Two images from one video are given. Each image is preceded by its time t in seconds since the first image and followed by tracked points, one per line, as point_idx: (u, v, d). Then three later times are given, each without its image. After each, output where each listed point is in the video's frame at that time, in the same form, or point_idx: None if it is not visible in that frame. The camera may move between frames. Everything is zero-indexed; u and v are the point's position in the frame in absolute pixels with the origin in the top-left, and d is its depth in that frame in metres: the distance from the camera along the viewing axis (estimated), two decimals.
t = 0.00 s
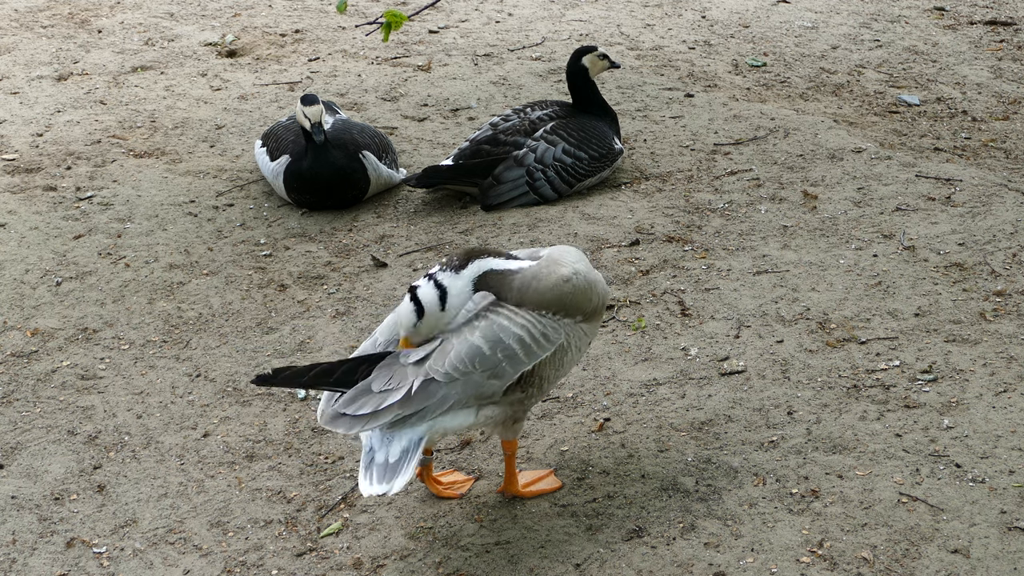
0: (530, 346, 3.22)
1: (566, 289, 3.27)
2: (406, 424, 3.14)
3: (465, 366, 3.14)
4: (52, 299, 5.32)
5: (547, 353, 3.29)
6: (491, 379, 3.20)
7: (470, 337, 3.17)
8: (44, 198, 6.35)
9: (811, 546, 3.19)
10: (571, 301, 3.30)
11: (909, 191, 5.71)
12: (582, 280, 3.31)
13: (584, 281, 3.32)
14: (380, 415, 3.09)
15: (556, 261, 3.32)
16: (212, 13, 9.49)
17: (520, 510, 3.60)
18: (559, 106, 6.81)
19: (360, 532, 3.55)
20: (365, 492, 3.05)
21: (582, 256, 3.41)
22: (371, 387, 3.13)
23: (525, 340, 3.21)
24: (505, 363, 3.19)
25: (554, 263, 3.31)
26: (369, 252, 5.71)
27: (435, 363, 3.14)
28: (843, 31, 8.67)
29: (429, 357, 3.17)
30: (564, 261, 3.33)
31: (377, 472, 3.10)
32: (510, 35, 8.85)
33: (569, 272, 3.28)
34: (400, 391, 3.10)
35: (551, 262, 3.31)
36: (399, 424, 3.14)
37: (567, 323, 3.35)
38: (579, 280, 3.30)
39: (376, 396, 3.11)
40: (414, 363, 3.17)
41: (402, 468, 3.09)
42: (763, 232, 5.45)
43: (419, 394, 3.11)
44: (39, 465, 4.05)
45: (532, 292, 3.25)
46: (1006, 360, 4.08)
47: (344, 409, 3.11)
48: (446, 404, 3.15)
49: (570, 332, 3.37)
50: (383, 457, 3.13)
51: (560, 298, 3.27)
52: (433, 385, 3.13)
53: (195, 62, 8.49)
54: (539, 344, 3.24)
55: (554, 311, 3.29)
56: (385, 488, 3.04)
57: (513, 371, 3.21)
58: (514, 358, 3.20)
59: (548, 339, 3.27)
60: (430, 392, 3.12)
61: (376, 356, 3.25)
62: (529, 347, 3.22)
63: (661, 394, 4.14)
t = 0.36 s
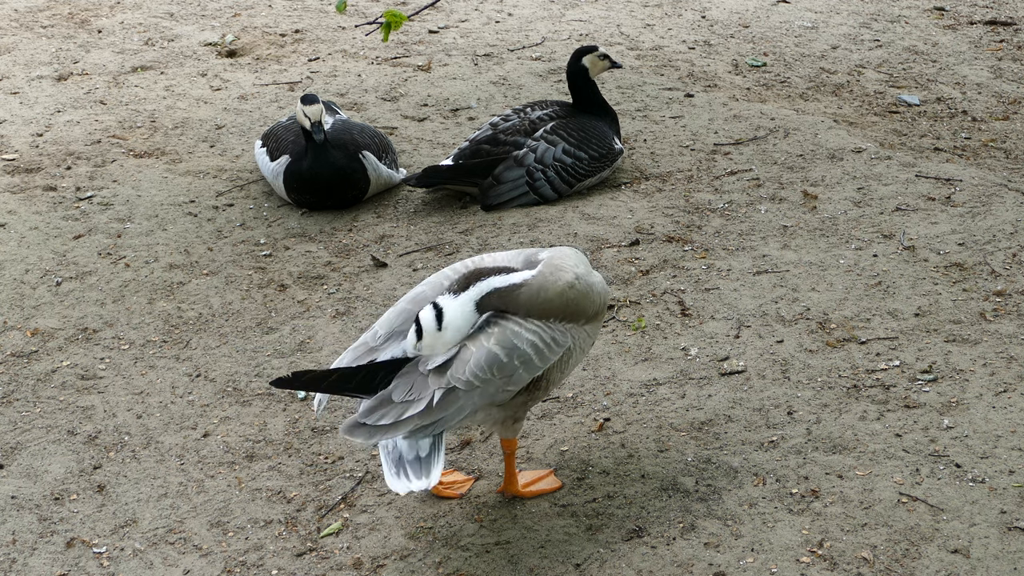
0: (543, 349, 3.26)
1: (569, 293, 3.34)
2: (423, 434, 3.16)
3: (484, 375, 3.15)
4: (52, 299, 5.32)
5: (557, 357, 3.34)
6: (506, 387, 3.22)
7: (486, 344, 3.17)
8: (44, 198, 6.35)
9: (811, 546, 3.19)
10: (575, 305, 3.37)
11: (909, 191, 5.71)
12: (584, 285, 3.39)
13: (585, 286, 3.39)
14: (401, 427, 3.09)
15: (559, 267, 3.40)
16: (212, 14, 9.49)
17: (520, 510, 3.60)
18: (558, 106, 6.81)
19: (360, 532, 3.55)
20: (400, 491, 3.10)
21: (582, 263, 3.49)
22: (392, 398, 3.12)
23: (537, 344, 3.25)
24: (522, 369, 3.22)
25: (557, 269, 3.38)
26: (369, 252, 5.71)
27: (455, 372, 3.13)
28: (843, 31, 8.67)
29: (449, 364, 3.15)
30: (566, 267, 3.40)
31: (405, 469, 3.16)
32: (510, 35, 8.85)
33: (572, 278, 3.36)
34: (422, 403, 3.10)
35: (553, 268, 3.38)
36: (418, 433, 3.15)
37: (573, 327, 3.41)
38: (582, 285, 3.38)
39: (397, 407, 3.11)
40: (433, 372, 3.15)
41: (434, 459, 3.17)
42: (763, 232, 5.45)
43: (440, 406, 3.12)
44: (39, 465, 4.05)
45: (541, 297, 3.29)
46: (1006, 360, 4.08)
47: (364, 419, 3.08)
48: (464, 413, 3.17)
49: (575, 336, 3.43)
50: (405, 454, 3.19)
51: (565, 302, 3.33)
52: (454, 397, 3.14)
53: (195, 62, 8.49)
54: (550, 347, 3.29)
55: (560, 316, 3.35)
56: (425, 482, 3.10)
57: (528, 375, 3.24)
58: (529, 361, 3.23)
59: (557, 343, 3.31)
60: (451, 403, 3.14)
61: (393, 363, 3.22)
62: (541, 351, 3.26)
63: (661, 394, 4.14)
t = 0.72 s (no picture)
0: (550, 354, 3.31)
1: (578, 299, 3.38)
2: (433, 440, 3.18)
3: (496, 384, 3.19)
4: (52, 299, 5.32)
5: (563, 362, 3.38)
6: (516, 394, 3.26)
7: (498, 352, 3.22)
8: (44, 199, 6.35)
9: (811, 546, 3.19)
10: (582, 310, 3.41)
11: (909, 191, 5.71)
12: (591, 290, 3.44)
13: (592, 292, 3.44)
14: (413, 436, 3.11)
15: (567, 271, 3.44)
16: (212, 13, 9.49)
17: (520, 510, 3.60)
18: (559, 106, 6.81)
19: (360, 532, 3.55)
20: (413, 485, 3.17)
21: (587, 267, 3.54)
22: (405, 407, 3.12)
23: (546, 350, 3.29)
24: (530, 376, 3.26)
25: (565, 274, 3.42)
26: (369, 252, 5.71)
27: (467, 381, 3.16)
28: (843, 31, 8.67)
29: (461, 374, 3.18)
30: (574, 272, 3.44)
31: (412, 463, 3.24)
32: (510, 35, 8.85)
33: (580, 284, 3.40)
34: (434, 412, 3.12)
35: (563, 273, 3.41)
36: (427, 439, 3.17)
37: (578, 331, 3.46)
38: (590, 291, 3.43)
39: (410, 416, 3.11)
40: (445, 382, 3.17)
41: (440, 452, 3.28)
42: (763, 232, 5.45)
43: (452, 415, 3.15)
44: (39, 465, 4.05)
45: (551, 304, 3.33)
46: (1006, 360, 4.08)
47: (377, 429, 3.08)
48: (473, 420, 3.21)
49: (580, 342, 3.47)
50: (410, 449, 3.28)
51: (573, 307, 3.37)
52: (465, 405, 3.17)
53: (195, 62, 8.49)
54: (556, 352, 3.33)
55: (567, 321, 3.39)
56: (435, 471, 3.21)
57: (536, 381, 3.28)
58: (538, 368, 3.27)
59: (562, 348, 3.36)
60: (463, 412, 3.17)
61: (402, 370, 3.21)
62: (549, 356, 3.30)
63: (661, 394, 4.14)
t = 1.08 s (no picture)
0: (556, 359, 3.34)
1: (583, 305, 3.40)
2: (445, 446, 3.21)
3: (508, 392, 3.22)
4: (52, 299, 5.32)
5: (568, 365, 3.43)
6: (525, 399, 3.30)
7: (508, 360, 3.24)
8: (44, 198, 6.35)
9: (811, 546, 3.19)
10: (586, 315, 3.44)
11: (909, 191, 5.71)
12: (594, 295, 3.46)
13: (595, 296, 3.46)
14: (429, 446, 3.12)
15: (571, 276, 3.45)
16: (212, 13, 9.49)
17: (520, 510, 3.61)
18: (559, 106, 6.80)
19: (360, 532, 3.55)
20: (435, 490, 3.53)
21: (589, 270, 3.56)
22: (422, 418, 3.11)
23: (553, 356, 3.33)
24: (540, 381, 3.31)
25: (569, 279, 3.43)
26: (369, 252, 5.71)
27: (481, 390, 3.17)
28: (843, 31, 8.67)
29: (475, 382, 3.19)
30: (578, 277, 3.45)
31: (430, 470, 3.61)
32: (510, 35, 8.85)
33: (584, 289, 3.42)
34: (451, 423, 3.14)
35: (567, 278, 3.42)
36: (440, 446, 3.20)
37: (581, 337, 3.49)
38: (593, 296, 3.46)
39: (426, 427, 3.11)
40: (461, 392, 3.17)
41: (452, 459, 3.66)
42: (763, 232, 5.45)
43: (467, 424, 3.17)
44: (39, 465, 4.05)
45: (558, 311, 3.33)
46: (1006, 360, 4.08)
47: (395, 441, 3.07)
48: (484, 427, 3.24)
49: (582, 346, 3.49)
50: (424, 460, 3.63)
51: (577, 312, 3.39)
52: (479, 413, 3.20)
53: (195, 62, 8.49)
54: (561, 357, 3.37)
55: (572, 327, 3.42)
56: (452, 474, 3.61)
57: (544, 385, 3.33)
58: (546, 373, 3.32)
59: (567, 352, 3.40)
60: (477, 420, 3.20)
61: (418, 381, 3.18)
62: (556, 361, 3.34)
63: (662, 394, 4.14)
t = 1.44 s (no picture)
0: (562, 361, 3.37)
1: (587, 307, 3.42)
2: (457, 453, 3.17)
3: (519, 395, 3.22)
4: (52, 299, 5.32)
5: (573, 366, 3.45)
6: (534, 403, 3.32)
7: (515, 363, 3.26)
8: (44, 198, 6.35)
9: (811, 546, 3.19)
10: (590, 316, 3.46)
11: (909, 191, 5.71)
12: (596, 295, 3.48)
13: (597, 297, 3.49)
14: (443, 452, 3.09)
15: (574, 276, 3.46)
16: (212, 14, 9.49)
17: (520, 510, 3.61)
18: (559, 106, 6.80)
19: (360, 532, 3.55)
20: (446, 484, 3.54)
21: (589, 268, 3.58)
22: (434, 425, 3.07)
23: (558, 360, 3.35)
24: (548, 383, 3.33)
25: (573, 279, 3.44)
26: (369, 252, 5.71)
27: (492, 395, 3.17)
28: (843, 31, 8.67)
29: (486, 388, 3.18)
30: (581, 278, 3.47)
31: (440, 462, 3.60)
32: (510, 35, 8.85)
33: (587, 290, 3.44)
34: (463, 430, 3.11)
35: (570, 281, 3.42)
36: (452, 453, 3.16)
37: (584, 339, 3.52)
38: (596, 297, 3.48)
39: (439, 433, 3.08)
40: (472, 398, 3.15)
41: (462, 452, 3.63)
42: (763, 232, 5.45)
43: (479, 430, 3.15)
44: (39, 465, 4.05)
45: (563, 316, 3.35)
46: (1006, 360, 4.08)
47: (408, 448, 3.03)
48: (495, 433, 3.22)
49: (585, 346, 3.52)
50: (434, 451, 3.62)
51: (582, 315, 3.41)
52: (491, 419, 3.18)
53: (195, 62, 8.49)
54: (566, 357, 3.40)
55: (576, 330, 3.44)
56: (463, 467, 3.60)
57: (552, 388, 3.35)
58: (554, 375, 3.34)
59: (572, 352, 3.43)
60: (489, 426, 3.17)
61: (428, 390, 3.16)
62: (561, 363, 3.37)
63: (661, 394, 4.14)
